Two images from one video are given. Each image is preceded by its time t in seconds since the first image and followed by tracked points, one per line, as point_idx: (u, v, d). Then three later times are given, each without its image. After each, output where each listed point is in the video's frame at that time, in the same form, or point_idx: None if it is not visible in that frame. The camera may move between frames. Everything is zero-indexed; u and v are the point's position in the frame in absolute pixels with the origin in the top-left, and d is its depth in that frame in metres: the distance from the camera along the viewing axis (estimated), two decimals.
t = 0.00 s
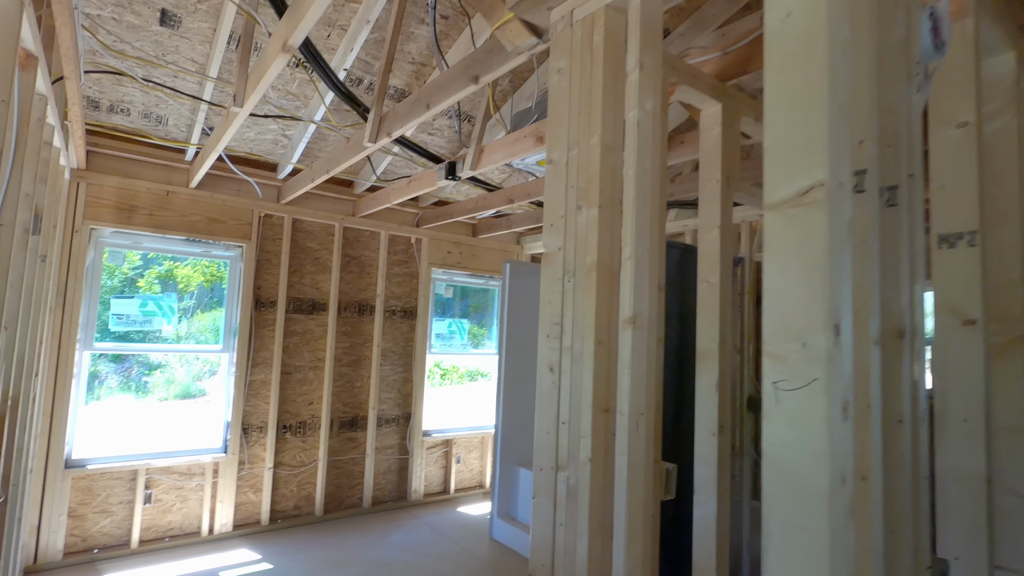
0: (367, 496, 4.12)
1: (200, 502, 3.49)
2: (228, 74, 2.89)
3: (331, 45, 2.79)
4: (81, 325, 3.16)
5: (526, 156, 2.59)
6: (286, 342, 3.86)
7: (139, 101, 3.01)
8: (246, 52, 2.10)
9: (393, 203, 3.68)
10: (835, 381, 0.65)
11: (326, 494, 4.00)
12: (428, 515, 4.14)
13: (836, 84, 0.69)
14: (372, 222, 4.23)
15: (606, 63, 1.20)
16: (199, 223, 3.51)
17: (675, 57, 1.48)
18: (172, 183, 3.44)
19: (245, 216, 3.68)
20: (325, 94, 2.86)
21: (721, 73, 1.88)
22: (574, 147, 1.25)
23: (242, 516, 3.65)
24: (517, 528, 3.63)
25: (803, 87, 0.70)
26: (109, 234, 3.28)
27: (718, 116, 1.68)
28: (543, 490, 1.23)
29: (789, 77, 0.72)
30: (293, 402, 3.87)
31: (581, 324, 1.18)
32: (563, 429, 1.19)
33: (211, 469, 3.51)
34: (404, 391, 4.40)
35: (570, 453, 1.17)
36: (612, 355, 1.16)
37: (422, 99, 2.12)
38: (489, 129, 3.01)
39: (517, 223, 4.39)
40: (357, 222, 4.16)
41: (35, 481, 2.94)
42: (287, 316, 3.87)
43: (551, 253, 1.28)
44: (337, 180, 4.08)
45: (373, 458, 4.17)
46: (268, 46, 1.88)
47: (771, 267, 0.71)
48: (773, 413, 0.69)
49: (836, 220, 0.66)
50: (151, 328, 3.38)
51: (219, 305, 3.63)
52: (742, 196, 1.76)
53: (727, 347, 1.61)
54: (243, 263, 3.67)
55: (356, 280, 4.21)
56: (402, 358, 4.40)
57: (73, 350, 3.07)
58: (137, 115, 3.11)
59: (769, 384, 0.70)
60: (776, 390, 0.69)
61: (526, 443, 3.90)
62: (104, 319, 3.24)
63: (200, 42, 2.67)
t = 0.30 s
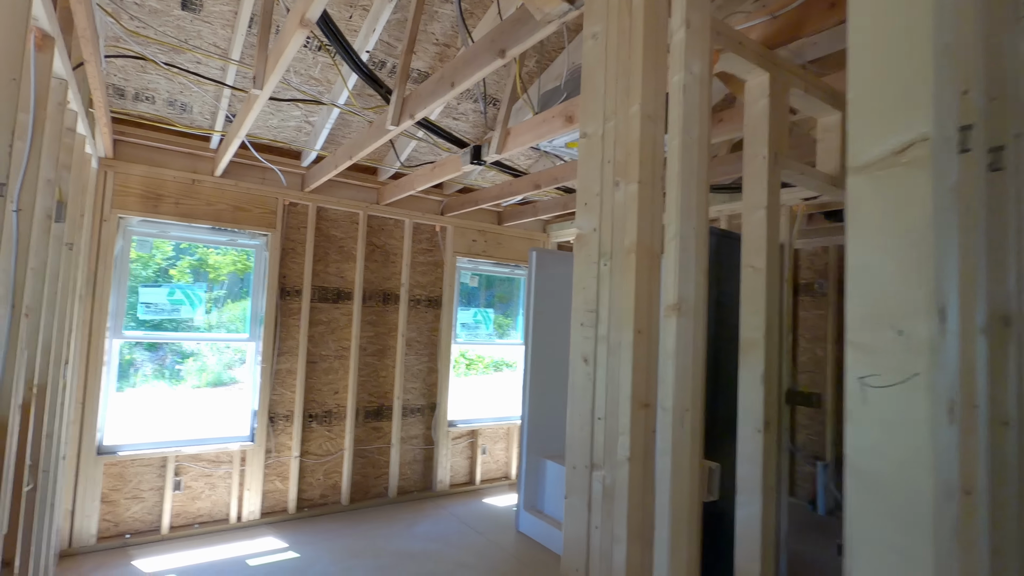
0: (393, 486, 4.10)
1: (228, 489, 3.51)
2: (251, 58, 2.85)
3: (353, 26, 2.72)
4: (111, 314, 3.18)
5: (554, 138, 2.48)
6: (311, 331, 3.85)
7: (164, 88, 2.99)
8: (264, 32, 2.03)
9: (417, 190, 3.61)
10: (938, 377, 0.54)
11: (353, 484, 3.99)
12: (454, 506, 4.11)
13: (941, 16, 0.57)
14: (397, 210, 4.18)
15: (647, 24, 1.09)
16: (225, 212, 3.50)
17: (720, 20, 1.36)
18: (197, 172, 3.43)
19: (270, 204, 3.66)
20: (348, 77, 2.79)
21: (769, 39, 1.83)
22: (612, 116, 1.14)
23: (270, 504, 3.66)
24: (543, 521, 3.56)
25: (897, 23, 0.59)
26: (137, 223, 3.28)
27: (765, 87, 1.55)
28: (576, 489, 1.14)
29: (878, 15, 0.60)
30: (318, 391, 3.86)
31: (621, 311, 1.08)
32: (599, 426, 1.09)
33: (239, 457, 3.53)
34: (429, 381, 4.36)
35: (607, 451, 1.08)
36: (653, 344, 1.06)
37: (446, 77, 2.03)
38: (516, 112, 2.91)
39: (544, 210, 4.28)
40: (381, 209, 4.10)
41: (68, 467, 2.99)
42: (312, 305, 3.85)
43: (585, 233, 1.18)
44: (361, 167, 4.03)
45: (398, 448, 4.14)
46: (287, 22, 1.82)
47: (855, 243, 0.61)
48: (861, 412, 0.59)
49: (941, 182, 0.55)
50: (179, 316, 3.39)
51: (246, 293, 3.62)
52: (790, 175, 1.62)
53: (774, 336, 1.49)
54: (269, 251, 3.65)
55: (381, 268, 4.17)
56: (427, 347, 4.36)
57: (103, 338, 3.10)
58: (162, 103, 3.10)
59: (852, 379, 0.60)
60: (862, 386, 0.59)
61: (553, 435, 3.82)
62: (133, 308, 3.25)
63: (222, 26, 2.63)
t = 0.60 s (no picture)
0: (404, 484, 4.00)
1: (235, 486, 3.44)
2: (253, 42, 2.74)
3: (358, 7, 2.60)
4: (115, 308, 3.12)
5: (569, 121, 2.33)
6: (319, 326, 3.75)
7: (166, 75, 2.89)
8: (260, 8, 1.91)
9: (427, 179, 3.49)
10: None
11: (362, 482, 3.90)
12: (466, 505, 4.00)
13: None
14: (407, 201, 4.06)
15: None
16: (231, 203, 3.41)
17: None
18: (202, 162, 3.34)
19: (276, 194, 3.56)
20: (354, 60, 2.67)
21: (810, 2, 1.75)
22: (635, 80, 1.00)
23: (277, 502, 3.58)
24: (558, 522, 3.43)
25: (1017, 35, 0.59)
26: (141, 214, 3.21)
27: (806, 54, 1.38)
28: (594, 506, 1.01)
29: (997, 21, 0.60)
30: (327, 387, 3.77)
31: (644, 304, 0.94)
32: (619, 435, 0.96)
33: (246, 454, 3.45)
34: (441, 376, 4.25)
35: (629, 465, 0.94)
36: (682, 342, 0.92)
37: (453, 52, 1.90)
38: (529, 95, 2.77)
39: (559, 200, 4.13)
40: (391, 201, 3.99)
41: (73, 464, 2.93)
42: (321, 299, 3.76)
43: (603, 215, 1.04)
44: (370, 157, 3.91)
45: (409, 446, 4.04)
46: None
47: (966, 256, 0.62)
48: (981, 437, 0.59)
49: None
50: (185, 310, 3.32)
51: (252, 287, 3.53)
52: (831, 153, 1.46)
53: (815, 332, 1.34)
54: (275, 244, 3.55)
55: (391, 261, 4.06)
56: (438, 343, 4.24)
57: (107, 332, 3.03)
58: (165, 90, 3.01)
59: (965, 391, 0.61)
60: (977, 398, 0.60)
61: (568, 433, 3.68)
62: (139, 302, 3.19)
63: (223, 8, 2.50)
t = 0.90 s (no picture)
0: (407, 485, 3.89)
1: (233, 488, 3.35)
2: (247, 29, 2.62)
3: None
4: (109, 305, 3.02)
5: (578, 107, 2.19)
6: (320, 323, 3.65)
7: (158, 64, 2.78)
8: None
9: (430, 172, 3.37)
10: None
11: (364, 483, 3.80)
12: (470, 508, 3.89)
13: None
14: (410, 194, 3.94)
15: None
16: (227, 197, 3.31)
17: None
18: (198, 154, 3.24)
19: (275, 187, 3.45)
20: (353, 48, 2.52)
21: None
22: (655, 45, 0.87)
23: (277, 504, 3.49)
24: (565, 527, 3.32)
25: None
26: (134, 208, 3.10)
27: (842, 24, 1.24)
28: (609, 531, 0.88)
29: None
30: (328, 386, 3.67)
31: (668, 301, 0.81)
32: (638, 453, 0.83)
33: (244, 455, 3.36)
34: (445, 375, 4.14)
35: (649, 487, 0.82)
36: (712, 346, 0.80)
37: (454, 31, 1.78)
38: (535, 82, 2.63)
39: (566, 193, 3.99)
40: (393, 194, 3.87)
41: (65, 465, 2.84)
42: (321, 295, 3.65)
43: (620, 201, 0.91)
44: (372, 149, 3.79)
45: (412, 446, 3.94)
46: None
47: None
48: None
49: None
50: (181, 308, 3.22)
51: (249, 283, 3.43)
52: (869, 135, 1.32)
53: (852, 333, 1.20)
54: (274, 239, 3.45)
55: (393, 257, 3.95)
56: (442, 341, 4.13)
57: (100, 330, 2.94)
58: (158, 80, 2.90)
59: None
60: None
61: (576, 434, 3.56)
62: (133, 299, 3.10)
63: None
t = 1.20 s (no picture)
0: (413, 485, 3.80)
1: (235, 489, 3.26)
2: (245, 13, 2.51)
3: None
4: (104, 300, 2.93)
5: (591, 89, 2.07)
6: (323, 319, 3.55)
7: (153, 49, 2.68)
8: None
9: (435, 162, 3.25)
10: None
11: (369, 483, 3.70)
12: (477, 508, 3.79)
13: None
14: (414, 186, 3.83)
15: None
16: (227, 188, 3.21)
17: None
18: (196, 144, 3.14)
19: (275, 179, 3.35)
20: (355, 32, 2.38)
21: None
22: None
23: (280, 505, 3.40)
24: (575, 529, 3.22)
25: None
26: (131, 200, 3.01)
27: None
28: (641, 552, 0.79)
29: None
30: (331, 383, 3.57)
31: (711, 289, 0.72)
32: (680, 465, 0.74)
33: (245, 454, 3.26)
34: (452, 372, 4.04)
35: (691, 504, 0.73)
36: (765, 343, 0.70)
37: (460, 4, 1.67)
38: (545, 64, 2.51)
39: (575, 184, 3.87)
40: (397, 186, 3.76)
41: (60, 466, 2.76)
42: (324, 290, 3.55)
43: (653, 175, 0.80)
44: (375, 139, 3.68)
45: (418, 445, 3.84)
46: None
47: None
48: None
49: None
50: (179, 303, 3.13)
51: (250, 279, 3.33)
52: (919, 109, 1.20)
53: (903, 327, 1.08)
54: (275, 232, 3.34)
55: (397, 251, 3.84)
56: (449, 337, 4.03)
57: (96, 326, 2.85)
58: (153, 66, 2.80)
59: None
60: None
61: (586, 433, 3.45)
62: (130, 294, 3.00)
63: None
